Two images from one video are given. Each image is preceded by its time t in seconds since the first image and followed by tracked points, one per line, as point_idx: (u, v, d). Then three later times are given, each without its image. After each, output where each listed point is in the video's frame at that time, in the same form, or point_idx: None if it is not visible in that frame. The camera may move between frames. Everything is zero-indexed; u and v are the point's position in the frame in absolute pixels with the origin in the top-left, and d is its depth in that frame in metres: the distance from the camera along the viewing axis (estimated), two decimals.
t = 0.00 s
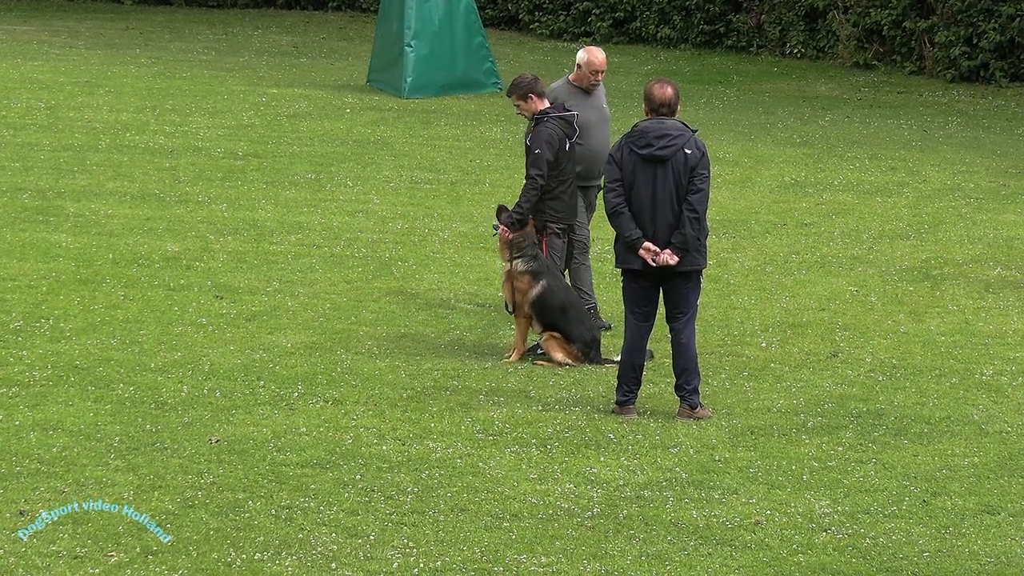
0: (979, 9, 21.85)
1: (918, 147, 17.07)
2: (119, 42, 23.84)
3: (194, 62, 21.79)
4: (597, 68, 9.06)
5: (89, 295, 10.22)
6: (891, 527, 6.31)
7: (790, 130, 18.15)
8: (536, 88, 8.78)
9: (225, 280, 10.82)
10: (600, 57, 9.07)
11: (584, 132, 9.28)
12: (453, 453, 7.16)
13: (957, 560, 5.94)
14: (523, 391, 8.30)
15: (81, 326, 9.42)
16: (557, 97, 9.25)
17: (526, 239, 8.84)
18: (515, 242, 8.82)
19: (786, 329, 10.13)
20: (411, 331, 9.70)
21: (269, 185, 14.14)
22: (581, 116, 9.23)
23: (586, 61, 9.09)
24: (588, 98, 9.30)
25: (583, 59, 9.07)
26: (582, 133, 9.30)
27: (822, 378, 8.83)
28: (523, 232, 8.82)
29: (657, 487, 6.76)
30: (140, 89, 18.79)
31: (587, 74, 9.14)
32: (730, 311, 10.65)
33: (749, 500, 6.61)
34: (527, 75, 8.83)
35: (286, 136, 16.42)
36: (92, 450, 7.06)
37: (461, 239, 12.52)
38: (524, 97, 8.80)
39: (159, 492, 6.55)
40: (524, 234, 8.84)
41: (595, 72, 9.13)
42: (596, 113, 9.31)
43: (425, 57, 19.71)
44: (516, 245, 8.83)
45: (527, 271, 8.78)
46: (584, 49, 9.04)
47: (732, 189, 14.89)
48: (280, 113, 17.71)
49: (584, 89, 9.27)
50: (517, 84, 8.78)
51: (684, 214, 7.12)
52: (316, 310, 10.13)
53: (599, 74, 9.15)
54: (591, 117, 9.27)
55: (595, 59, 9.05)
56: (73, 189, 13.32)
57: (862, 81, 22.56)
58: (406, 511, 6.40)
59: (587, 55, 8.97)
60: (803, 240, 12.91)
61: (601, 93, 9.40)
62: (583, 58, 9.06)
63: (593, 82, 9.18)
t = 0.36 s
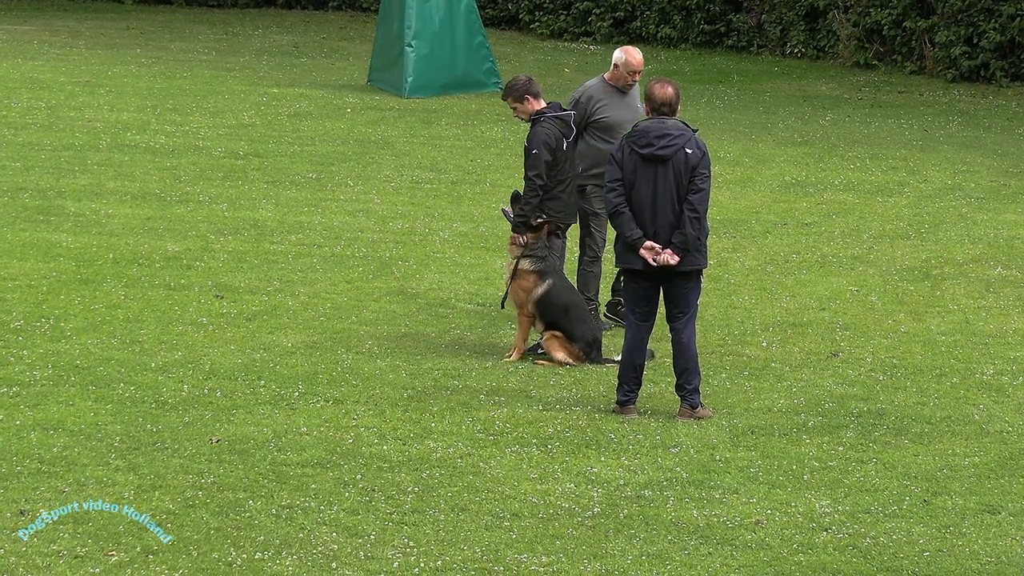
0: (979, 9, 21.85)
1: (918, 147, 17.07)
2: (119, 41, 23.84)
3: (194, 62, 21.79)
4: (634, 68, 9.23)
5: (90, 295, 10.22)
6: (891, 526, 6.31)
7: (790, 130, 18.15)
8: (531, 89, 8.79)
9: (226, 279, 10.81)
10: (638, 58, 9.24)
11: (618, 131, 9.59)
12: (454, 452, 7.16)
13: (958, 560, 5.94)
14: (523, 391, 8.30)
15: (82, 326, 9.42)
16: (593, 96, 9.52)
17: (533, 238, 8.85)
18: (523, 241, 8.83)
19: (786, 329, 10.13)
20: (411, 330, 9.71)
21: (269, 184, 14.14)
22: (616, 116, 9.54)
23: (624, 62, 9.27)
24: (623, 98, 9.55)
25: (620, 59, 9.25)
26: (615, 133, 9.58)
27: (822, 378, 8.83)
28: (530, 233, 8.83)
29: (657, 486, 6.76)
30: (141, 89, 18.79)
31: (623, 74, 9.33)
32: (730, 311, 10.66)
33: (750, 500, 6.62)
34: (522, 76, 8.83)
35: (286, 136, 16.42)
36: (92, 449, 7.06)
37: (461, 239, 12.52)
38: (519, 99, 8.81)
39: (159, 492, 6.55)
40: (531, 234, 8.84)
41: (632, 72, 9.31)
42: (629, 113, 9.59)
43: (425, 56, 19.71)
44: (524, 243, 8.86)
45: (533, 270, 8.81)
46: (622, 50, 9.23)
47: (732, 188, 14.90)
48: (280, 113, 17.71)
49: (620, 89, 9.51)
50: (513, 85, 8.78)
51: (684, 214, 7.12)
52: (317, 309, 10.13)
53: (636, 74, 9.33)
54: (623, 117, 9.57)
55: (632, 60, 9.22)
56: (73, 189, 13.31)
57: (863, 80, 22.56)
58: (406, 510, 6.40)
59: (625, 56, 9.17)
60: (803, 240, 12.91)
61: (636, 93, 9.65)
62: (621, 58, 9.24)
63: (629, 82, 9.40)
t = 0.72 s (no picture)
0: (979, 9, 21.86)
1: (918, 147, 17.06)
2: (120, 41, 23.82)
3: (194, 62, 21.78)
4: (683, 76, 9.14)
5: (90, 294, 10.22)
6: (892, 526, 6.31)
7: (790, 130, 18.14)
8: (532, 88, 8.72)
9: (226, 279, 10.81)
10: (690, 67, 8.68)
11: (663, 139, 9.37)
12: (454, 452, 7.15)
13: (958, 560, 5.94)
14: (524, 390, 8.30)
15: (82, 325, 9.42)
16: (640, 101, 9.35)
17: (534, 237, 8.84)
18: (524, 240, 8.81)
19: (786, 329, 10.13)
20: (412, 330, 9.71)
21: (269, 184, 14.14)
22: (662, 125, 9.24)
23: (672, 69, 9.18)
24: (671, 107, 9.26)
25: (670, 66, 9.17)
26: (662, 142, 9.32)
27: (822, 378, 8.83)
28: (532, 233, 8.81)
29: (657, 486, 6.76)
30: (141, 88, 18.79)
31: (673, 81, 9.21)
32: (730, 311, 10.65)
33: (750, 499, 6.62)
34: (521, 74, 8.76)
35: (286, 135, 16.42)
36: (92, 449, 7.06)
37: (461, 239, 12.52)
38: (517, 98, 8.76)
39: (159, 492, 6.55)
40: (533, 233, 8.85)
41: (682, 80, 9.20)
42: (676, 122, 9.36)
43: (425, 56, 19.70)
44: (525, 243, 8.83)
45: (534, 271, 8.77)
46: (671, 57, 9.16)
47: (733, 188, 14.90)
48: (280, 112, 17.70)
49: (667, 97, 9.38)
50: (512, 84, 8.70)
51: (684, 213, 7.12)
52: (316, 309, 10.12)
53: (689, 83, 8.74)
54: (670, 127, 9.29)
55: (685, 68, 8.67)
56: (73, 189, 13.31)
57: (863, 80, 22.55)
58: (406, 510, 6.40)
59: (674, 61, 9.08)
60: (803, 239, 12.91)
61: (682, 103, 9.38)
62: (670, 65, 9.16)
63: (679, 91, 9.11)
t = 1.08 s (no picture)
0: (980, 9, 21.86)
1: (919, 147, 17.06)
2: (120, 41, 23.83)
3: (195, 62, 21.78)
4: (723, 79, 8.84)
5: (90, 295, 10.22)
6: (893, 526, 6.31)
7: (791, 130, 18.14)
8: (536, 87, 8.76)
9: (227, 279, 10.82)
10: (727, 67, 8.85)
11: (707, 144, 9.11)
12: (454, 452, 7.15)
13: (959, 560, 5.94)
14: (524, 390, 8.30)
15: (82, 325, 9.42)
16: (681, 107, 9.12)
17: (537, 237, 8.86)
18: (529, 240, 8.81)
19: (787, 329, 10.13)
20: (413, 330, 9.71)
21: (270, 184, 14.14)
22: (707, 127, 9.06)
23: (712, 73, 8.88)
24: (715, 108, 9.12)
25: (709, 69, 8.88)
26: (709, 145, 9.10)
27: (823, 378, 8.83)
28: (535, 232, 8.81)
29: (658, 487, 6.75)
30: (142, 88, 18.81)
31: (712, 84, 8.93)
32: (731, 311, 10.65)
33: (751, 499, 6.62)
34: (526, 73, 8.81)
35: (287, 135, 16.42)
36: (93, 449, 7.06)
37: (462, 239, 12.52)
38: (520, 96, 8.79)
39: (160, 491, 6.55)
40: (538, 233, 8.86)
41: (722, 83, 8.90)
42: (722, 123, 9.13)
43: (426, 57, 19.71)
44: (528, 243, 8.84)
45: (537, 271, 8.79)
46: (710, 60, 8.86)
47: (734, 188, 14.89)
48: (281, 113, 17.70)
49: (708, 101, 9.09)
50: (515, 83, 8.75)
51: (683, 213, 7.13)
52: (317, 309, 10.12)
53: (726, 86, 8.92)
54: (716, 129, 9.11)
55: (721, 70, 8.83)
56: (74, 189, 13.32)
57: (864, 80, 22.55)
58: (407, 510, 6.40)
59: (712, 64, 8.80)
60: (804, 239, 12.90)
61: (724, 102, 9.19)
62: (709, 68, 8.87)
63: (719, 93, 8.96)
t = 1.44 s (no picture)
0: (981, 9, 21.85)
1: (920, 147, 17.05)
2: (122, 42, 23.83)
3: (196, 62, 21.79)
4: (768, 87, 8.92)
5: (92, 295, 10.22)
6: (894, 526, 6.31)
7: (792, 130, 18.13)
8: (542, 86, 8.75)
9: (228, 279, 10.82)
10: (772, 75, 8.93)
11: (755, 151, 9.10)
12: (455, 452, 7.16)
13: (960, 560, 5.94)
14: (526, 391, 8.30)
15: (83, 325, 9.43)
16: (727, 115, 9.08)
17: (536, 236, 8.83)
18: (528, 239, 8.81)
19: (788, 329, 10.13)
20: (414, 330, 9.71)
21: (271, 184, 14.15)
22: (752, 134, 9.08)
23: (757, 81, 8.95)
24: (759, 116, 9.15)
25: (753, 77, 8.95)
26: (754, 151, 9.10)
27: (824, 378, 8.82)
28: (534, 230, 8.79)
29: (659, 487, 6.75)
30: (143, 88, 18.82)
31: (757, 92, 8.99)
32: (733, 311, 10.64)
33: (752, 499, 6.62)
34: (533, 71, 8.80)
35: (288, 135, 16.43)
36: (94, 450, 7.06)
37: (463, 239, 12.52)
38: (524, 94, 8.77)
39: (161, 492, 6.55)
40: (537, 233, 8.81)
41: (765, 91, 8.98)
42: (768, 131, 9.16)
43: (427, 57, 19.71)
44: (530, 243, 8.82)
45: (537, 270, 8.79)
46: (754, 68, 8.94)
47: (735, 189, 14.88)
48: (282, 113, 17.70)
49: (753, 109, 9.12)
50: (520, 80, 8.74)
51: (672, 210, 7.08)
52: (318, 309, 10.12)
53: (769, 93, 9.00)
54: (760, 136, 9.11)
55: (766, 77, 8.91)
56: (75, 189, 13.32)
57: (865, 80, 22.55)
58: (408, 510, 6.40)
59: (758, 71, 8.88)
60: (805, 240, 12.90)
61: (770, 111, 9.24)
62: (754, 76, 8.94)
63: (764, 100, 9.02)
